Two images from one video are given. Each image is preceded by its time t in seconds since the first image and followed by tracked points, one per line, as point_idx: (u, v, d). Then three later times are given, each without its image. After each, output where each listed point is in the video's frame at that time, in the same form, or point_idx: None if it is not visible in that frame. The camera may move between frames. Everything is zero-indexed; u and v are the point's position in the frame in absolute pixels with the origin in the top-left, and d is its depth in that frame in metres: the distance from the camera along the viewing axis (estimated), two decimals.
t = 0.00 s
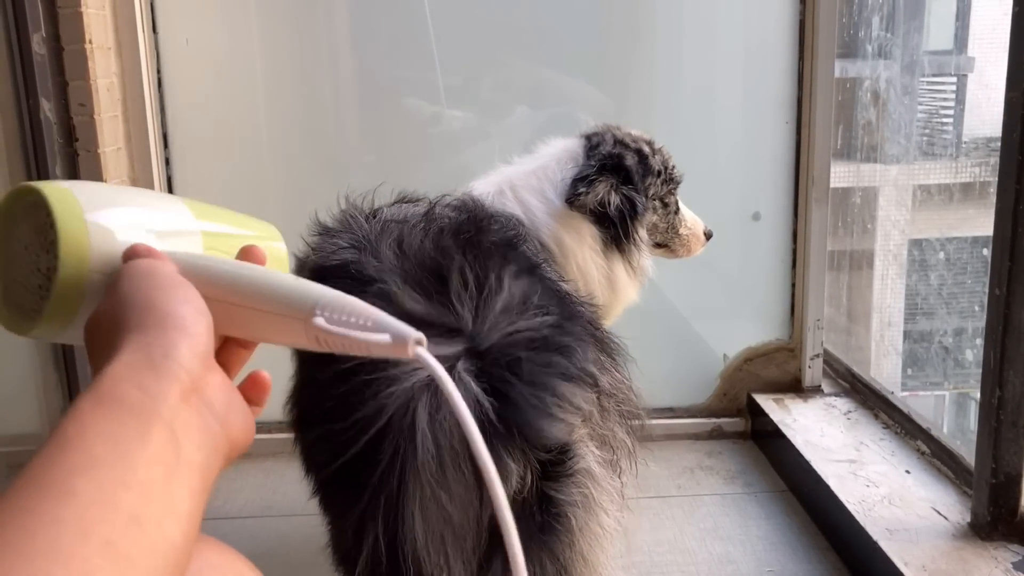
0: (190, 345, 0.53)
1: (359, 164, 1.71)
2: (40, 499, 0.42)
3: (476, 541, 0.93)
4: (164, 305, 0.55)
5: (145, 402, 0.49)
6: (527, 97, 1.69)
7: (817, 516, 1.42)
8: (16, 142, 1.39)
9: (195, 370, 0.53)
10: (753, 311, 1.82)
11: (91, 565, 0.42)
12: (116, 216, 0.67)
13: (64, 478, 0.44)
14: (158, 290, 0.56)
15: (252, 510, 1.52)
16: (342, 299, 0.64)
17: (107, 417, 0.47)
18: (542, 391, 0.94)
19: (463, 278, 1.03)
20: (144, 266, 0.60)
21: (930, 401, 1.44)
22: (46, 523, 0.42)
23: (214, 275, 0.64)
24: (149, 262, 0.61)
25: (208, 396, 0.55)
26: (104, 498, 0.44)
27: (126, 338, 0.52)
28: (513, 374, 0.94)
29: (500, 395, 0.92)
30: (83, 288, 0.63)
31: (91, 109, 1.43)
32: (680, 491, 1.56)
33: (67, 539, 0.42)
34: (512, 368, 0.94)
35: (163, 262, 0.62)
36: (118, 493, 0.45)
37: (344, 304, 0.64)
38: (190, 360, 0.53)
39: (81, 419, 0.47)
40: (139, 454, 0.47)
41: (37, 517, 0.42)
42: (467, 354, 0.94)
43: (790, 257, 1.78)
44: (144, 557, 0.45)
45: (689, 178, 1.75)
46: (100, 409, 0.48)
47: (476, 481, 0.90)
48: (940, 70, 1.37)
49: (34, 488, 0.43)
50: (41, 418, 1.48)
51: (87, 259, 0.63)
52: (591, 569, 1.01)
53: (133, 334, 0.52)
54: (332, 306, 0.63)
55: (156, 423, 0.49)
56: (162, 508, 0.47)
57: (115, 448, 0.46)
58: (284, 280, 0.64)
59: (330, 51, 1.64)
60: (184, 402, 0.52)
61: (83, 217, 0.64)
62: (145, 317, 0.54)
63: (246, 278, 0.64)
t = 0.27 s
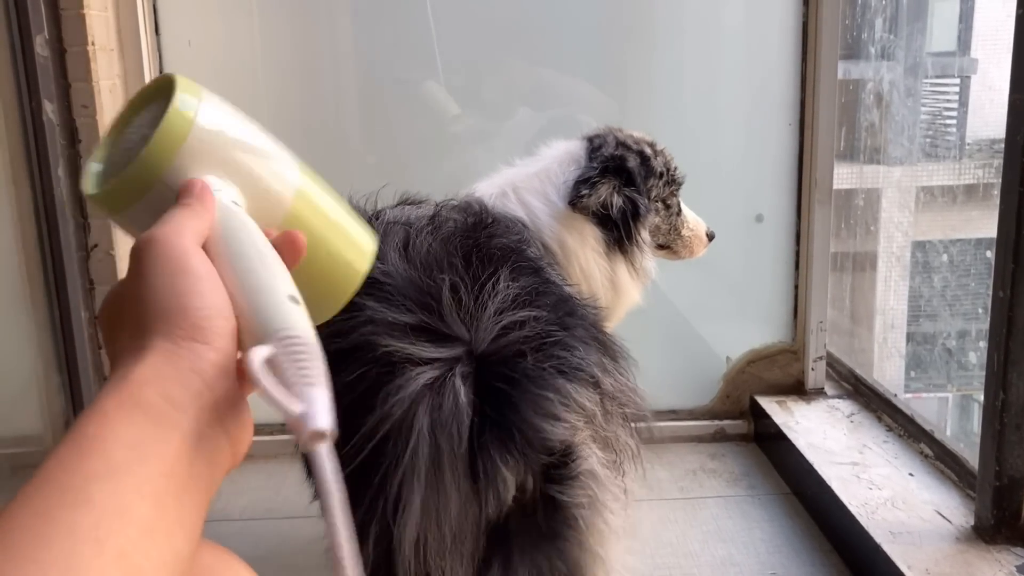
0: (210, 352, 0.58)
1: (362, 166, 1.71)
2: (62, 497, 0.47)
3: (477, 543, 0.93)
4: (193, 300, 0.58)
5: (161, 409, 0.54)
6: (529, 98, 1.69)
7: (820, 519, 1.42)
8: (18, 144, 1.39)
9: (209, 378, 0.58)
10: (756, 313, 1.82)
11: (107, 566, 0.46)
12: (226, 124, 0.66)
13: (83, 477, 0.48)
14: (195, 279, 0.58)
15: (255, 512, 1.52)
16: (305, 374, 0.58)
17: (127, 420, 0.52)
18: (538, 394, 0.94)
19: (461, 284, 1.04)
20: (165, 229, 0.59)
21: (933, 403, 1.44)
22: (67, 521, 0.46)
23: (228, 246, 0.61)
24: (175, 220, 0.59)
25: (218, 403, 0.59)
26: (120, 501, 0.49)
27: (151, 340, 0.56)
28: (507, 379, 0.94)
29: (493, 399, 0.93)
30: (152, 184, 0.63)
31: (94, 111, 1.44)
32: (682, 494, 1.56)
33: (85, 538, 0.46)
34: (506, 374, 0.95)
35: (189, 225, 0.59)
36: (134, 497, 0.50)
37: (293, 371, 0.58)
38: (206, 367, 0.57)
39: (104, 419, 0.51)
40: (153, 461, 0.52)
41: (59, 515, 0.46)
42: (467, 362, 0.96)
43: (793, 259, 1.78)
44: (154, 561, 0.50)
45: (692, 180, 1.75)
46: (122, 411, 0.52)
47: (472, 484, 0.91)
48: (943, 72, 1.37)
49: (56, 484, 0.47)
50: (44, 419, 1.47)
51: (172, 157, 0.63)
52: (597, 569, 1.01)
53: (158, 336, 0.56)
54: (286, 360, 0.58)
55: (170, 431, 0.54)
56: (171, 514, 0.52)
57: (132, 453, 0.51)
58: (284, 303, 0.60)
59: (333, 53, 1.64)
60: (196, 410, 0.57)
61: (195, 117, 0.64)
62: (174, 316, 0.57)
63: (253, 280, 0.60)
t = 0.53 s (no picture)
0: (222, 360, 0.61)
1: (364, 169, 1.71)
2: (79, 502, 0.47)
3: (478, 547, 0.93)
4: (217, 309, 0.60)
5: (170, 416, 0.55)
6: (531, 101, 1.69)
7: (822, 523, 1.42)
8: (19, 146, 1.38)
9: (217, 388, 0.60)
10: (758, 316, 1.82)
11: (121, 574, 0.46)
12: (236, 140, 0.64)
13: (100, 483, 0.48)
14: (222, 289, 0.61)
15: (256, 515, 1.52)
16: (375, 364, 0.72)
17: (141, 427, 0.53)
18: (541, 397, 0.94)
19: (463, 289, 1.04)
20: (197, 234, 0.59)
21: (936, 406, 1.44)
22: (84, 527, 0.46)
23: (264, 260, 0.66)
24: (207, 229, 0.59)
25: (221, 410, 0.62)
26: (134, 508, 0.49)
27: (168, 345, 0.59)
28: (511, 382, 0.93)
29: (495, 402, 0.93)
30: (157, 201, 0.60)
31: (96, 114, 1.44)
32: (684, 497, 1.56)
33: (102, 545, 0.46)
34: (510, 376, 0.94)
35: (218, 239, 0.60)
36: (147, 504, 0.50)
37: (364, 359, 0.71)
38: (218, 377, 0.60)
39: (119, 424, 0.52)
40: (164, 468, 0.52)
41: (76, 522, 0.46)
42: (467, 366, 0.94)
43: (795, 261, 1.78)
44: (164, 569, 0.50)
45: (695, 182, 1.75)
46: (136, 417, 0.53)
47: (471, 490, 0.90)
48: (946, 75, 1.37)
49: (72, 489, 0.47)
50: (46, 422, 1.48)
51: (181, 176, 0.60)
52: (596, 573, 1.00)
53: (175, 342, 0.59)
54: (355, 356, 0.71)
55: (179, 439, 0.55)
56: (180, 521, 0.53)
57: (144, 460, 0.51)
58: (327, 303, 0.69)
59: (335, 56, 1.64)
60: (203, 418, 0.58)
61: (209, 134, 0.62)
62: (192, 322, 0.59)
63: (296, 287, 0.67)
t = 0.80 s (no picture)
0: (252, 367, 0.57)
1: (366, 170, 1.71)
2: (94, 505, 0.45)
3: (479, 546, 0.93)
4: (253, 312, 0.57)
5: (193, 419, 0.52)
6: (533, 102, 1.69)
7: (824, 524, 1.42)
8: (23, 146, 1.38)
9: (243, 393, 0.57)
10: (760, 317, 1.82)
11: None
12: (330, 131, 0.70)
13: (117, 485, 0.46)
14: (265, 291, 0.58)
15: (258, 515, 1.52)
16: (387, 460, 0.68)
17: (162, 429, 0.50)
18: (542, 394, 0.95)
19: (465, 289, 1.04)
20: (254, 241, 0.61)
21: (938, 408, 1.44)
22: (95, 524, 0.44)
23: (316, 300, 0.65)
24: (269, 241, 0.61)
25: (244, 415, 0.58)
26: (151, 507, 0.47)
27: (198, 342, 0.55)
28: (511, 379, 0.95)
29: (495, 399, 0.94)
30: (251, 164, 0.63)
31: (99, 114, 1.45)
32: (686, 498, 1.56)
33: (115, 551, 0.44)
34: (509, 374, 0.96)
35: (277, 252, 0.61)
36: (163, 510, 0.48)
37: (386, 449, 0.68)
38: (244, 383, 0.56)
39: (141, 424, 0.49)
40: (183, 472, 0.50)
41: (90, 526, 0.44)
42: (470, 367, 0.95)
43: (797, 262, 1.78)
44: None
45: (697, 183, 1.74)
46: (159, 418, 0.50)
47: (474, 488, 0.92)
48: (949, 76, 1.37)
49: (87, 492, 0.45)
50: (48, 423, 1.48)
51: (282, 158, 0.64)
52: None
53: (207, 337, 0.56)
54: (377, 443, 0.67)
55: (201, 442, 0.52)
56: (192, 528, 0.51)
57: (164, 465, 0.49)
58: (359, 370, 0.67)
59: (338, 56, 1.64)
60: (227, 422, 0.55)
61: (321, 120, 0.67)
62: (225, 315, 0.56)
63: (331, 339, 0.65)
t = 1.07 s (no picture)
0: (262, 359, 0.58)
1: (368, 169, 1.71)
2: (111, 491, 0.46)
3: (481, 542, 0.94)
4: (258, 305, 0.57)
5: (207, 410, 0.54)
6: (535, 102, 1.69)
7: (826, 523, 1.41)
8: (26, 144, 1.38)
9: (257, 386, 0.58)
10: (762, 317, 1.82)
11: (152, 565, 0.45)
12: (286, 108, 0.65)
13: (133, 472, 0.48)
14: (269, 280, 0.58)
15: (260, 513, 1.52)
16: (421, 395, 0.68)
17: (176, 419, 0.51)
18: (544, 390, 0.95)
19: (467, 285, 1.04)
20: (244, 223, 0.58)
21: (941, 408, 1.43)
22: (109, 516, 0.45)
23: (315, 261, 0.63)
24: (253, 221, 0.58)
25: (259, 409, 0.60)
26: (167, 497, 0.48)
27: (209, 337, 0.56)
28: (513, 375, 0.95)
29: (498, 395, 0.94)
30: (205, 174, 0.61)
31: (102, 113, 1.44)
32: (688, 497, 1.56)
33: (134, 535, 0.45)
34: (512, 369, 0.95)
35: (262, 231, 0.58)
36: (180, 496, 0.49)
37: (414, 387, 0.68)
38: (257, 375, 0.58)
39: (155, 414, 0.51)
40: (199, 461, 0.51)
41: (108, 510, 0.45)
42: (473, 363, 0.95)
43: (800, 262, 1.78)
44: (197, 562, 0.49)
45: (700, 183, 1.74)
46: (173, 408, 0.52)
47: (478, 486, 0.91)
48: (951, 76, 1.37)
49: (106, 479, 0.47)
50: (49, 419, 1.50)
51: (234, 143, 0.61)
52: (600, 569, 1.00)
53: (214, 332, 0.56)
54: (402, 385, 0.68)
55: (216, 432, 0.54)
56: (213, 514, 0.51)
57: (178, 452, 0.50)
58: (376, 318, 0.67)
59: (341, 56, 1.64)
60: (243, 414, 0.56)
61: (262, 97, 0.62)
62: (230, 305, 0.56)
63: (336, 300, 0.64)
